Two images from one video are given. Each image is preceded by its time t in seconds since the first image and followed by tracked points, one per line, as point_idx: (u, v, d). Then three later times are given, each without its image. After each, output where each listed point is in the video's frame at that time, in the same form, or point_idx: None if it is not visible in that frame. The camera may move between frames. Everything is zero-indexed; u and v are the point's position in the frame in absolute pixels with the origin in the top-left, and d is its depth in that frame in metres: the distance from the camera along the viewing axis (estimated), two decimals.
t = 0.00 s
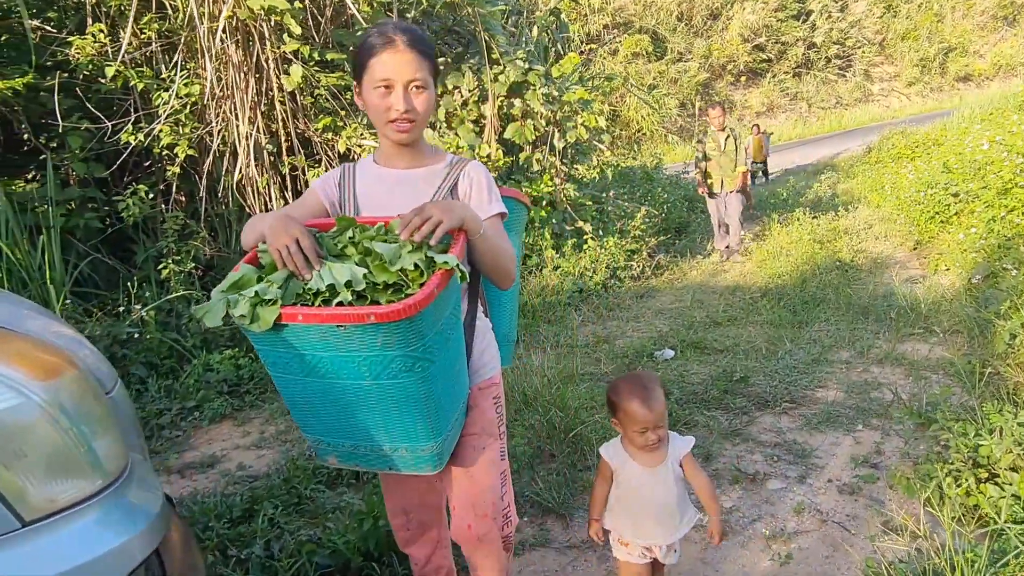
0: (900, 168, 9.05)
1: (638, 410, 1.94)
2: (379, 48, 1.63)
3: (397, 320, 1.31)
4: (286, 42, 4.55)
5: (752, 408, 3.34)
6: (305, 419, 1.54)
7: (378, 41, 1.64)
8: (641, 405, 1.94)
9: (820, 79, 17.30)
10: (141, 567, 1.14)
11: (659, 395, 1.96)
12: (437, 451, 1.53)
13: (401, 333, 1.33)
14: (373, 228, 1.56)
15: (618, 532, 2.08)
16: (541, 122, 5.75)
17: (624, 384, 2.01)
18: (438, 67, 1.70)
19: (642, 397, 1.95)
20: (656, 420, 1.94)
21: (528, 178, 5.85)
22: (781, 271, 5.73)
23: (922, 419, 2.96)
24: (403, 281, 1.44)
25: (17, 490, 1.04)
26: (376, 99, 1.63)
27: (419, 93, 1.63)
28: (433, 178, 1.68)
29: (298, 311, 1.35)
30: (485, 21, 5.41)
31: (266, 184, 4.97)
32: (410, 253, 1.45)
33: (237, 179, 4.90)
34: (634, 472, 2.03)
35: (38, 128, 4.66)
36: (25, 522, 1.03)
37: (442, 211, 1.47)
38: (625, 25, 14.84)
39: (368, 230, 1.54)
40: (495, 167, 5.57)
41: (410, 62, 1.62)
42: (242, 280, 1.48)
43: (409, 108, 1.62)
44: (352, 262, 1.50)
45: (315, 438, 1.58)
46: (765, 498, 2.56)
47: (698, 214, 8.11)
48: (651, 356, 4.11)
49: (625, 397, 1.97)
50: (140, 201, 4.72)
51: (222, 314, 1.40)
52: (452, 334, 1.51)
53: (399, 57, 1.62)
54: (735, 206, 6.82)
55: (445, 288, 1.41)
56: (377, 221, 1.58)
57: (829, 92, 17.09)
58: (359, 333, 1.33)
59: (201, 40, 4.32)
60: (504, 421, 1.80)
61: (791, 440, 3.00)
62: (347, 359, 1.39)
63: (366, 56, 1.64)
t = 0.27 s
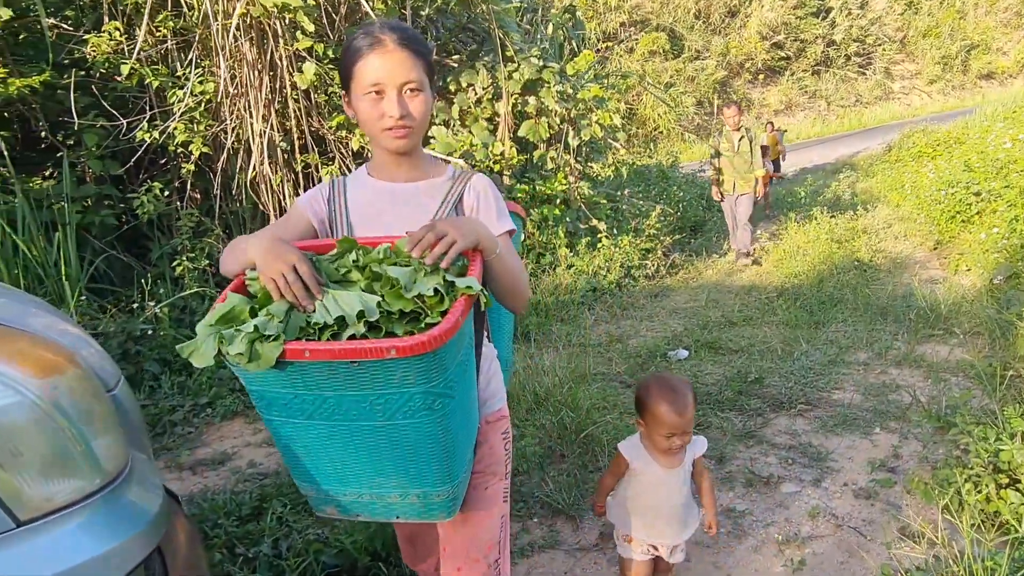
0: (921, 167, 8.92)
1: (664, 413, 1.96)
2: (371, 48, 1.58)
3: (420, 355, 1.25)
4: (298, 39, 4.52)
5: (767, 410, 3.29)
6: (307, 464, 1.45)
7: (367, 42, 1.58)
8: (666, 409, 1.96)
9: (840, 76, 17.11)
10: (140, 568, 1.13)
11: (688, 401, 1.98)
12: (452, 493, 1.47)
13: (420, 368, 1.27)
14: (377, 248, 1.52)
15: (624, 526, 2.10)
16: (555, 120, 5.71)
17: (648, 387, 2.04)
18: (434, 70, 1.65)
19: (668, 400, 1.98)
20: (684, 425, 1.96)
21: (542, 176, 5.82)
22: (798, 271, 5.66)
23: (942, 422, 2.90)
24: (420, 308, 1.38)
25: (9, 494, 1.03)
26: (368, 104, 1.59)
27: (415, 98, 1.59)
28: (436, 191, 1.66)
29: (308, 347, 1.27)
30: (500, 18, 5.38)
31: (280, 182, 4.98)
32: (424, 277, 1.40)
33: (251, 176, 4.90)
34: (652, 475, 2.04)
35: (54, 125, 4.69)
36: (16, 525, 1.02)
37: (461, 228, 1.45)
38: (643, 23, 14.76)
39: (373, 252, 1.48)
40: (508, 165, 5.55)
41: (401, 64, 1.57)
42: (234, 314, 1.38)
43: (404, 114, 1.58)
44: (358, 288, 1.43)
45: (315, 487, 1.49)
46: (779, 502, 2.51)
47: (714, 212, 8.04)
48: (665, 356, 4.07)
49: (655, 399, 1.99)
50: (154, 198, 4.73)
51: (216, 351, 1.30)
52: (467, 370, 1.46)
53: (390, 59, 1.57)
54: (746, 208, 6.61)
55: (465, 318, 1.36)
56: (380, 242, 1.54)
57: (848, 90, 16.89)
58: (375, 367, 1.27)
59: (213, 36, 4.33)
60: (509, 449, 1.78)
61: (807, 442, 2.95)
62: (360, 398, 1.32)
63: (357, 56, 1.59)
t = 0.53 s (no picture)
0: (940, 165, 8.81)
1: (677, 412, 1.98)
2: (366, 19, 1.45)
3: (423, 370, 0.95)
4: (311, 35, 4.52)
5: (779, 409, 3.26)
6: (281, 501, 1.14)
7: (361, 13, 1.45)
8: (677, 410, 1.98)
9: (858, 74, 16.93)
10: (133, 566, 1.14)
11: (694, 399, 2.02)
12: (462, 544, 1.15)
13: (424, 388, 0.97)
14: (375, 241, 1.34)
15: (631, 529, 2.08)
16: (568, 116, 5.68)
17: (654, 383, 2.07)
18: (440, 45, 1.52)
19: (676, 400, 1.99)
20: (693, 422, 2.00)
21: (555, 173, 5.80)
22: (812, 269, 5.60)
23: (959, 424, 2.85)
24: (428, 316, 1.09)
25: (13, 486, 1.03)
26: (359, 81, 1.46)
27: (413, 75, 1.45)
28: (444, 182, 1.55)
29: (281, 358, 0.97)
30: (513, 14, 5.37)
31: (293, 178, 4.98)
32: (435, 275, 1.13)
33: (264, 172, 4.91)
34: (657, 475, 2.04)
35: (70, 121, 4.73)
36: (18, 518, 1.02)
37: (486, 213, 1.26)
38: (658, 20, 14.68)
39: (371, 248, 1.23)
40: (521, 162, 5.53)
41: (398, 37, 1.43)
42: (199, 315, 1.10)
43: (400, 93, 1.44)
44: (354, 289, 1.16)
45: (293, 529, 1.17)
46: (790, 502, 2.49)
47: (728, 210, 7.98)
48: (677, 354, 4.04)
49: (666, 400, 1.99)
50: (168, 193, 4.76)
51: (169, 363, 1.02)
52: (483, 392, 1.18)
53: (384, 31, 1.43)
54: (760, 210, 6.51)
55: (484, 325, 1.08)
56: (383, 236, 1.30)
57: (866, 87, 16.72)
58: (366, 386, 0.97)
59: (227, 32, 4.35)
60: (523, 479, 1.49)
61: (819, 442, 2.92)
62: (346, 425, 1.02)
63: (349, 29, 1.46)
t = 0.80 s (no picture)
0: (956, 163, 8.72)
1: (688, 408, 2.07)
2: (305, 3, 1.15)
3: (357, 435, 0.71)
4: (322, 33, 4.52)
5: (790, 410, 3.24)
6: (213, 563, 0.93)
7: None
8: (680, 408, 2.04)
9: (874, 71, 16.77)
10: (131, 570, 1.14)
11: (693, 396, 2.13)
12: None
13: (358, 454, 0.73)
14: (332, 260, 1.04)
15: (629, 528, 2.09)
16: (579, 114, 5.67)
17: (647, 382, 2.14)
18: (404, 29, 1.20)
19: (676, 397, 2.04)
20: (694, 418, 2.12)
21: (566, 171, 5.79)
22: (825, 268, 5.56)
23: (972, 427, 2.82)
24: (374, 363, 0.83)
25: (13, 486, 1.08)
26: (306, 83, 1.17)
27: (368, 68, 1.14)
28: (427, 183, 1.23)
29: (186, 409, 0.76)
30: (524, 12, 5.36)
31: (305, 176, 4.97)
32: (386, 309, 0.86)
33: (275, 170, 4.93)
34: (653, 472, 2.06)
35: (85, 118, 4.77)
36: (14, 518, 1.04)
37: (461, 208, 0.99)
38: (672, 17, 14.61)
39: (325, 267, 0.98)
40: (531, 160, 5.52)
41: (344, 19, 1.12)
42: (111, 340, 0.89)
43: (351, 93, 1.14)
44: (297, 319, 0.93)
45: None
46: (799, 504, 2.47)
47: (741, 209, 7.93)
48: (687, 354, 4.02)
49: (678, 397, 2.05)
50: (180, 191, 4.79)
51: (63, 407, 0.82)
52: (451, 425, 0.93)
53: (328, 15, 1.12)
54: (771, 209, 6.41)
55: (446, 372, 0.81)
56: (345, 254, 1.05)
57: (882, 85, 16.57)
58: (286, 448, 0.74)
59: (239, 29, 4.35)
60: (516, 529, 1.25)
61: (830, 444, 2.90)
62: (270, 490, 0.79)
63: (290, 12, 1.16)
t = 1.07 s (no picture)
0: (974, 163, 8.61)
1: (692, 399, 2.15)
2: None
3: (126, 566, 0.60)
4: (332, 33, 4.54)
5: (798, 413, 3.22)
6: None
7: None
8: (684, 400, 2.09)
9: (892, 69, 16.60)
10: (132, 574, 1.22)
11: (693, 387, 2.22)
12: None
13: None
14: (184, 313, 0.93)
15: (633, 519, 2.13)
16: (590, 114, 5.65)
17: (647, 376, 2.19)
18: (307, 22, 1.07)
19: (680, 390, 2.10)
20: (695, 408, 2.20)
21: (577, 171, 5.78)
22: (838, 269, 5.51)
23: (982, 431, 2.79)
24: (184, 456, 0.72)
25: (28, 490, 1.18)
26: (191, 89, 1.05)
27: (254, 67, 1.01)
28: (324, 211, 1.05)
29: None
30: (535, 11, 5.35)
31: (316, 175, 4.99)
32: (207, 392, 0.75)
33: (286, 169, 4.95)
34: (655, 462, 2.12)
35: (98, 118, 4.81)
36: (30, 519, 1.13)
37: (298, 274, 0.81)
38: (687, 15, 14.55)
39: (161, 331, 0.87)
40: (542, 160, 5.51)
41: (222, 10, 1.00)
42: None
43: (233, 93, 1.00)
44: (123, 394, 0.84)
45: None
46: (805, 508, 2.45)
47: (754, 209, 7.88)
48: (696, 355, 4.00)
49: (685, 388, 2.12)
50: (192, 190, 4.82)
51: None
52: (319, 520, 0.77)
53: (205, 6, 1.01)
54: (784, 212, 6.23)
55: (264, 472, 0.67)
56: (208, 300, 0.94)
57: (900, 83, 16.39)
58: None
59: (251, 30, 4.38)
60: None
61: (838, 447, 2.87)
62: None
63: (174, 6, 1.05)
